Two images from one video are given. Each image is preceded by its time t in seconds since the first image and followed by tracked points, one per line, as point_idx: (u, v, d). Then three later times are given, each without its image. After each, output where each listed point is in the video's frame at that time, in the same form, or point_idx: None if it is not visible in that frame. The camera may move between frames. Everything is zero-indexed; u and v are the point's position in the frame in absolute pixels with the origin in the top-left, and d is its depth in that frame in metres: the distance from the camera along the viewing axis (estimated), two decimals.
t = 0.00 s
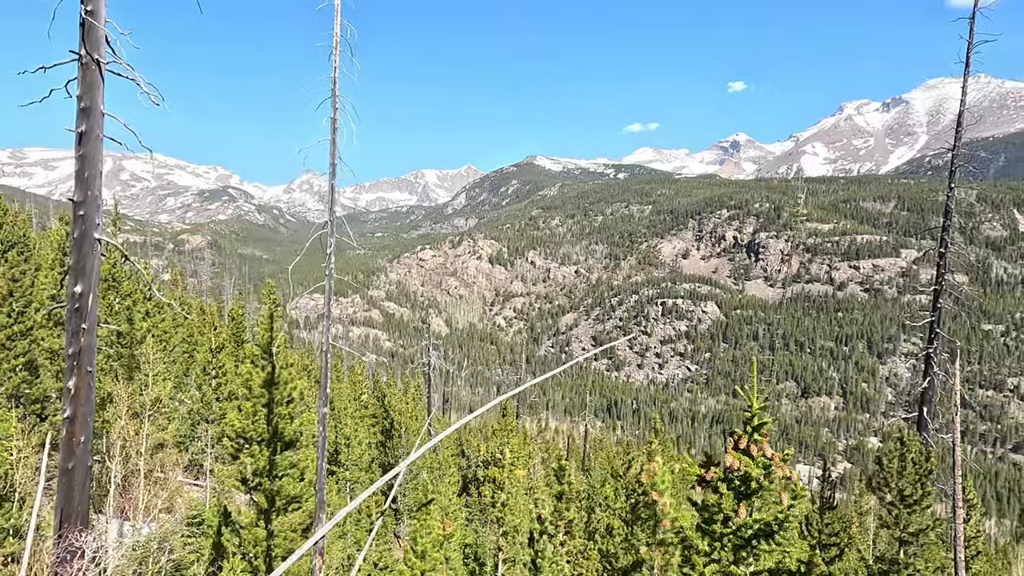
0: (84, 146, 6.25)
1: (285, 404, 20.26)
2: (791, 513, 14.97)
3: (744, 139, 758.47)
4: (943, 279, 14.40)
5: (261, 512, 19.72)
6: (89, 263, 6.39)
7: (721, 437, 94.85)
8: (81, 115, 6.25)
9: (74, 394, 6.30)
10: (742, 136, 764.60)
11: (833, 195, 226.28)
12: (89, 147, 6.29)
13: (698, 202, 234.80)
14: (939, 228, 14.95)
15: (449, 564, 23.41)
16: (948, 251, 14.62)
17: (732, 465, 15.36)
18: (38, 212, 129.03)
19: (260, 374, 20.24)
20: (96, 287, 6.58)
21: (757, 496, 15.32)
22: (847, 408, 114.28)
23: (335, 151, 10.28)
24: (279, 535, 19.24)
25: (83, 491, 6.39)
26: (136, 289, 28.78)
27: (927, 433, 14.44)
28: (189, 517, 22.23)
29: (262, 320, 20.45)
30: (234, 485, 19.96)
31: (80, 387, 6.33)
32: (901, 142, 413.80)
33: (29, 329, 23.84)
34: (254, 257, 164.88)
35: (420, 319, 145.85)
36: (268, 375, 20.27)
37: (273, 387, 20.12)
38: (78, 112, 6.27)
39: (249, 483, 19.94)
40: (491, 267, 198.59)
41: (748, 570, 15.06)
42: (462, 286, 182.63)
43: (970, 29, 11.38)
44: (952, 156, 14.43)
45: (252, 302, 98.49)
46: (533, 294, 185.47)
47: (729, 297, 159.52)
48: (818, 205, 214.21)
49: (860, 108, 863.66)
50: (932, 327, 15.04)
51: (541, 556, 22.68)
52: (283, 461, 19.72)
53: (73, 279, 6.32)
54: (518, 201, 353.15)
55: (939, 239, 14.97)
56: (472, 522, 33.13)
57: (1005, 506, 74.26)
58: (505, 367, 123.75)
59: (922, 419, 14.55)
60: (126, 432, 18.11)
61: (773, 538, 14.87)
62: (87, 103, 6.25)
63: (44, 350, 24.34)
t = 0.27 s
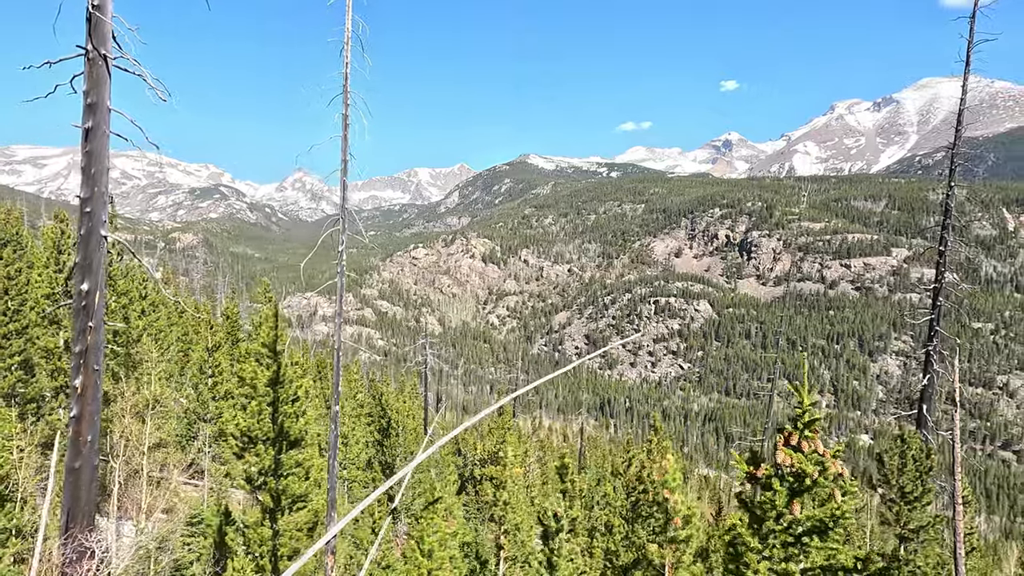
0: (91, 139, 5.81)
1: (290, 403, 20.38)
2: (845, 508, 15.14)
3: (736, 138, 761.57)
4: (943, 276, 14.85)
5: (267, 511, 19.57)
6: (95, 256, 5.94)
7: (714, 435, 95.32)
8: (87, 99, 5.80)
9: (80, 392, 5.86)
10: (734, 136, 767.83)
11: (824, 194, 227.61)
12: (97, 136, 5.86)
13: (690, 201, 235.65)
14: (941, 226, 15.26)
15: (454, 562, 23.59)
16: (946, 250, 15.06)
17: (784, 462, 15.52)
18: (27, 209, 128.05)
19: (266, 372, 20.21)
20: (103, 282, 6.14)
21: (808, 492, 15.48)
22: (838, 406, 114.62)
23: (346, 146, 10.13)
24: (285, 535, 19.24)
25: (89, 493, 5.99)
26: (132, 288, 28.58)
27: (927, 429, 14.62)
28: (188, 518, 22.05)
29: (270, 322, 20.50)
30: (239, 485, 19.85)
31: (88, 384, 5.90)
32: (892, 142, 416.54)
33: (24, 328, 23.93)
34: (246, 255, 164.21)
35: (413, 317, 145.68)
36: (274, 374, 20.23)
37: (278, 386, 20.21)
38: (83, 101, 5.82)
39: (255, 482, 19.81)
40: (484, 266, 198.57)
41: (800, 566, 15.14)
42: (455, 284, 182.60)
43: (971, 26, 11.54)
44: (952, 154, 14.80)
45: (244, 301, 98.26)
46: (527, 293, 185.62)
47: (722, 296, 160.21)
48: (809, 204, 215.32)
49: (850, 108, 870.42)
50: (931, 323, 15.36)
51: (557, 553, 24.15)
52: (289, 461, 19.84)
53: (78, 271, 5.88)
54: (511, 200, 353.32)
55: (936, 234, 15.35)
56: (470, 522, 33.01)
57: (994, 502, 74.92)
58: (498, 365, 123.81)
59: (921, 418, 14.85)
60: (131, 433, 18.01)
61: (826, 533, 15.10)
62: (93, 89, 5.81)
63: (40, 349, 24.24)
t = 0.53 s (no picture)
0: (94, 134, 5.83)
1: (293, 402, 20.34)
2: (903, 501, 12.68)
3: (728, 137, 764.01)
4: (943, 273, 15.02)
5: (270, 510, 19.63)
6: (99, 253, 5.97)
7: (706, 433, 95.61)
8: (91, 94, 5.82)
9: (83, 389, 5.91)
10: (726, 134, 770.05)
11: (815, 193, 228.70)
12: (101, 133, 5.89)
13: (683, 200, 236.23)
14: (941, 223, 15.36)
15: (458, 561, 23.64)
16: (946, 248, 15.21)
17: (835, 457, 12.89)
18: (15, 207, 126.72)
19: (269, 369, 20.01)
20: (106, 278, 6.16)
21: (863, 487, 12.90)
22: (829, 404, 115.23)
23: (357, 142, 10.16)
24: (289, 534, 19.29)
25: (93, 490, 6.01)
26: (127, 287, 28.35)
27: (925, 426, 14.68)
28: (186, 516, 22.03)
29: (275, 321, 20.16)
30: (243, 483, 19.79)
31: (90, 381, 5.95)
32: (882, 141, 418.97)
33: (18, 326, 23.55)
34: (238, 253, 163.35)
35: (406, 316, 145.30)
36: (277, 372, 20.05)
37: (282, 383, 20.09)
38: (89, 97, 5.85)
39: (258, 481, 19.78)
40: (477, 264, 198.39)
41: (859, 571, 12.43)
42: (448, 282, 182.45)
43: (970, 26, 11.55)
44: (952, 151, 14.85)
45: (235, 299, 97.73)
46: (519, 291, 185.61)
47: (714, 294, 160.75)
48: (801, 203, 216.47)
49: (841, 106, 875.27)
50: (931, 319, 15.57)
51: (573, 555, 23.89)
52: (293, 459, 19.81)
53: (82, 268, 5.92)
54: (503, 198, 353.11)
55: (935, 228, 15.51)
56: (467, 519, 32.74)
57: (983, 499, 75.67)
58: (491, 364, 123.74)
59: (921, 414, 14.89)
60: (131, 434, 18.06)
61: (884, 530, 12.49)
62: (99, 85, 5.83)
63: (34, 348, 23.97)
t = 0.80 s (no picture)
0: (99, 129, 5.75)
1: (297, 400, 20.25)
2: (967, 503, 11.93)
3: (721, 134, 765.75)
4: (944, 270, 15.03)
5: (275, 509, 19.63)
6: (103, 250, 5.88)
7: (699, 430, 95.96)
8: (95, 89, 5.72)
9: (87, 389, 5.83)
10: (720, 132, 771.97)
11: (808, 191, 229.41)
12: (105, 126, 5.80)
13: (676, 198, 236.79)
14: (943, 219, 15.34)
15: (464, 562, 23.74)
16: (947, 244, 15.19)
17: (892, 456, 12.18)
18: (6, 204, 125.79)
19: (274, 367, 19.89)
20: (109, 275, 6.07)
21: (922, 486, 12.22)
22: (821, 401, 115.85)
23: (365, 140, 10.08)
24: (294, 533, 19.29)
25: (98, 489, 5.94)
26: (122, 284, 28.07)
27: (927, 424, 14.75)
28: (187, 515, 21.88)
29: (280, 321, 19.77)
30: (246, 483, 19.69)
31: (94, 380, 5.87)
32: (875, 140, 420.55)
33: (12, 324, 24.01)
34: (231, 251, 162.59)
35: (400, 314, 145.12)
36: (282, 371, 19.88)
37: (286, 381, 19.97)
38: (92, 90, 5.75)
39: (262, 480, 19.68)
40: (471, 261, 198.32)
41: None
42: (442, 280, 182.37)
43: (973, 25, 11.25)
44: (953, 149, 14.79)
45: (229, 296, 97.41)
46: (513, 289, 185.59)
47: (707, 292, 161.23)
48: (794, 201, 217.37)
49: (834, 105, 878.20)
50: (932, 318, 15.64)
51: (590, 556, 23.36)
52: (298, 458, 19.71)
53: (85, 266, 5.83)
54: (497, 196, 352.92)
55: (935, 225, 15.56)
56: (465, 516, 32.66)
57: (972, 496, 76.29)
58: (485, 362, 123.75)
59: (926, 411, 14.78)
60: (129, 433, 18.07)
61: (943, 529, 11.78)
62: (102, 79, 5.74)
63: (27, 346, 23.94)
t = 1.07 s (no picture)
0: (105, 127, 5.54)
1: (302, 400, 20.20)
2: None
3: (715, 134, 768.04)
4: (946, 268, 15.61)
5: (280, 511, 19.56)
6: (109, 250, 5.68)
7: (694, 429, 96.31)
8: (101, 86, 5.50)
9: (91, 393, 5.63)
10: (713, 132, 774.64)
11: (801, 190, 230.37)
12: (112, 125, 5.58)
13: (670, 198, 237.34)
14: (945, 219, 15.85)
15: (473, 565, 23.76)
16: (948, 246, 15.84)
17: (947, 459, 11.15)
18: None
19: (279, 367, 19.95)
20: (115, 274, 5.88)
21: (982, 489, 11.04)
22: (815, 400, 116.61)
23: (376, 138, 10.07)
24: (299, 535, 19.28)
25: (104, 494, 5.74)
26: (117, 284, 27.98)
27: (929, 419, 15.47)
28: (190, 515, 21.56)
29: (280, 323, 19.82)
30: (250, 484, 19.62)
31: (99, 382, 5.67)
32: (867, 139, 422.40)
33: (8, 325, 24.15)
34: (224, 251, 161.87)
35: (395, 314, 144.86)
36: (287, 371, 19.92)
37: (291, 382, 19.99)
38: (97, 86, 5.52)
39: (267, 482, 19.60)
40: (465, 261, 198.17)
41: None
42: (436, 279, 182.09)
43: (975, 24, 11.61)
44: (953, 149, 15.47)
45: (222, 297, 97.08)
46: (508, 289, 185.61)
47: (701, 291, 161.78)
48: (787, 201, 218.26)
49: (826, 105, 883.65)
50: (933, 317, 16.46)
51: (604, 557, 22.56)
52: (303, 460, 19.67)
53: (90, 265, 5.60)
54: (491, 195, 352.79)
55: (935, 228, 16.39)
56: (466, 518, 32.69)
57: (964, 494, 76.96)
58: (479, 361, 123.75)
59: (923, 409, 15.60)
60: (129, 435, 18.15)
61: (1002, 532, 10.55)
62: (108, 75, 5.52)
63: (24, 347, 24.00)
